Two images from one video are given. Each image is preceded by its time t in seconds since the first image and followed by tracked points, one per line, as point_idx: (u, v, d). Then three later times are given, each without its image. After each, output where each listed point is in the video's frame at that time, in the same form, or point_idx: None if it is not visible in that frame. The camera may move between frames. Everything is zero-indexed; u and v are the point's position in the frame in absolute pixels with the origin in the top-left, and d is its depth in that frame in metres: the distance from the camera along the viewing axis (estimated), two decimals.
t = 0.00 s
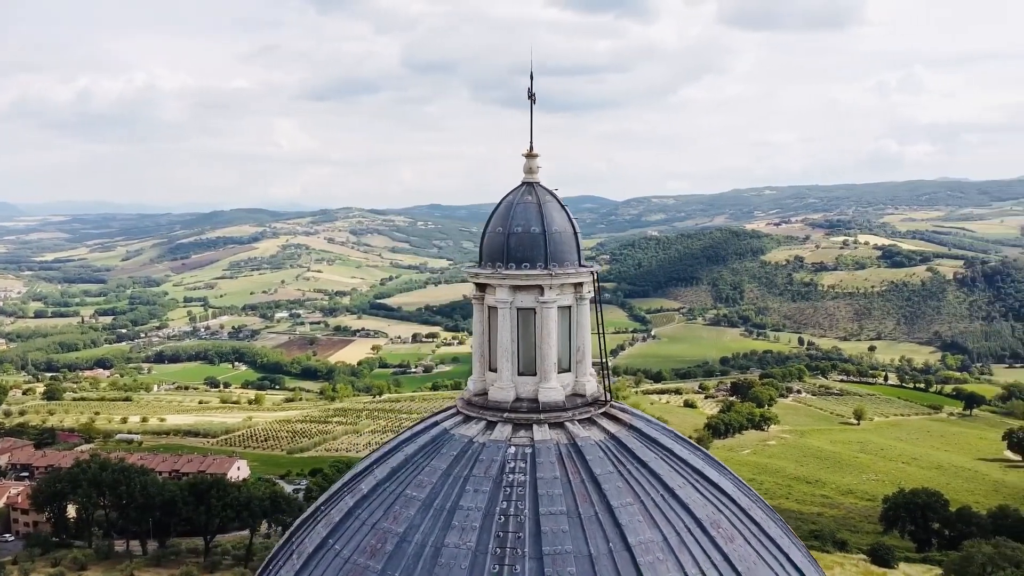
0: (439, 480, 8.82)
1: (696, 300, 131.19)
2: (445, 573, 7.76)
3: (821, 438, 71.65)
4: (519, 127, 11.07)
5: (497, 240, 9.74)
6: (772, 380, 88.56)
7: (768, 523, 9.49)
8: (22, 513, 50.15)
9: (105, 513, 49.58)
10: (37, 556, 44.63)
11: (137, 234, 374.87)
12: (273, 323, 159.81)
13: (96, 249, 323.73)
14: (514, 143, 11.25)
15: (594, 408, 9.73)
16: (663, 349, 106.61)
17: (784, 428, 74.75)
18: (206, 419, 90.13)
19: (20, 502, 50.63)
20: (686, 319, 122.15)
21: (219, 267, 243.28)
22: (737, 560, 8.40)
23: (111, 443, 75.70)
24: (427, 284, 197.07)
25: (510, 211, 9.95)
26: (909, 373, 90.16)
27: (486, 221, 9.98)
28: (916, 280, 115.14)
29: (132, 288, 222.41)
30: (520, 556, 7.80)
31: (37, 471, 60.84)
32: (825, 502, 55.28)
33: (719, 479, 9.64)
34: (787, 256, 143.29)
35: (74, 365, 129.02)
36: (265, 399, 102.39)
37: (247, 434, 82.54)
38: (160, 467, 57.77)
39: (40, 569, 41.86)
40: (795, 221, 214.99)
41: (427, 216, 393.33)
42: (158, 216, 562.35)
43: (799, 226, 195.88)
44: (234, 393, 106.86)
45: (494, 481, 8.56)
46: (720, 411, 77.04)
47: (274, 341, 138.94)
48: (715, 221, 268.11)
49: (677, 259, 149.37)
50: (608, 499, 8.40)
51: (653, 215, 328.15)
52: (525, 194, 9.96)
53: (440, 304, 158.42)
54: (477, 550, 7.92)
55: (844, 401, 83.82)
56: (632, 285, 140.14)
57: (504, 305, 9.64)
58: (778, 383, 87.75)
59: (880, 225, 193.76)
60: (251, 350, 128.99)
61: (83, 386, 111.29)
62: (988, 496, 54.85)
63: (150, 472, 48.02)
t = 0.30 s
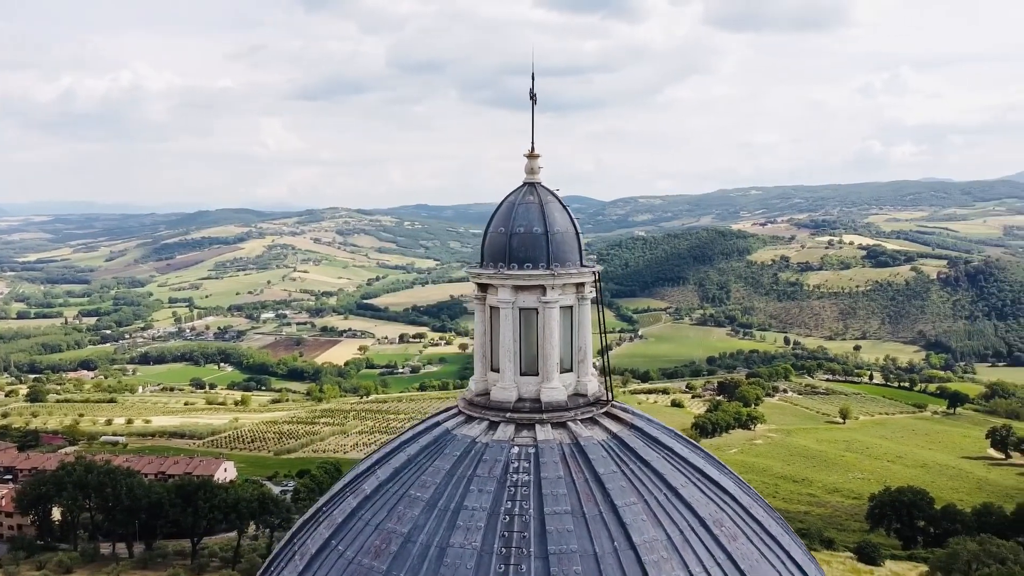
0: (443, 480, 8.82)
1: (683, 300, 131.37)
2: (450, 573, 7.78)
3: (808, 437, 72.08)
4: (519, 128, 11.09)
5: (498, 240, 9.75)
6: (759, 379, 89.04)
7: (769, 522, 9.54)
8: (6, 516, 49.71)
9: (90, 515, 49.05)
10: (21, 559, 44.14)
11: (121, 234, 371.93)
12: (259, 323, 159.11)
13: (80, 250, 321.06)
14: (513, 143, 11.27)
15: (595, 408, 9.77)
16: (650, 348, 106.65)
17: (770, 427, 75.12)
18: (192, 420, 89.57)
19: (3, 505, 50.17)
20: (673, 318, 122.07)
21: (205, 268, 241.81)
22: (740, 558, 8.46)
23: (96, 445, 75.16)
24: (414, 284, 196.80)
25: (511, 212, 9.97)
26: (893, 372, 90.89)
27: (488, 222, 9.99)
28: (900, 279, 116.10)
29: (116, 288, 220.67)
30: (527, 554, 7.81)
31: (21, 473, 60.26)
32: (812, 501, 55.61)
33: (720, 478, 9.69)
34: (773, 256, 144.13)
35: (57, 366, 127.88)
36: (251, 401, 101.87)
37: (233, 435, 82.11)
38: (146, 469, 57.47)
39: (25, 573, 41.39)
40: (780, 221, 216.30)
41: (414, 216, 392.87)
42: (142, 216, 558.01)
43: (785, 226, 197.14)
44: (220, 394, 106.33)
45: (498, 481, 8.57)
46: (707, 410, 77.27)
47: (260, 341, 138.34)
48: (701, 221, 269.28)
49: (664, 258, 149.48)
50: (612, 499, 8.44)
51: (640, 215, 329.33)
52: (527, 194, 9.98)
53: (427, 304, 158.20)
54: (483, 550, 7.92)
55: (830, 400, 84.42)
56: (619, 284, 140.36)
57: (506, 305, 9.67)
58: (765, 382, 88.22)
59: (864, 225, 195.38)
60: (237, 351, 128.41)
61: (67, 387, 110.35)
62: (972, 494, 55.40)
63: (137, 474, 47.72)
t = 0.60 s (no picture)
0: (447, 479, 8.82)
1: (670, 299, 131.42)
2: (457, 571, 7.77)
3: (794, 435, 72.53)
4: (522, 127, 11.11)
5: (500, 240, 9.76)
6: (745, 379, 89.51)
7: (770, 519, 9.60)
8: None
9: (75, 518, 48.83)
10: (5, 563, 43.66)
11: (104, 235, 368.75)
12: (245, 324, 158.33)
13: (63, 250, 318.32)
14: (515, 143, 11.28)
15: (598, 406, 9.80)
16: (637, 348, 106.28)
17: (757, 426, 75.55)
18: (178, 422, 88.95)
19: None
20: (660, 318, 121.75)
21: (191, 268, 240.28)
22: (745, 555, 8.51)
23: (80, 447, 74.56)
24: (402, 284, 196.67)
25: (513, 211, 9.98)
26: (878, 371, 91.67)
27: (490, 222, 9.99)
28: (884, 279, 117.02)
29: (100, 289, 218.80)
30: (531, 553, 7.84)
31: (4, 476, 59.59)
32: (799, 499, 55.97)
33: (721, 475, 9.74)
34: (758, 256, 144.98)
35: (40, 368, 126.66)
36: (237, 402, 101.34)
37: (219, 436, 81.69)
38: (132, 471, 57.09)
39: None
40: (766, 222, 217.67)
41: (401, 216, 392.39)
42: (127, 216, 554.09)
43: (771, 226, 198.37)
44: (205, 395, 105.86)
45: (503, 480, 8.57)
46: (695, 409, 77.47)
47: (246, 342, 137.67)
48: (688, 222, 270.64)
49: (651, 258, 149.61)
50: (616, 497, 8.46)
51: (627, 215, 330.54)
52: (529, 194, 9.99)
53: (415, 305, 157.93)
54: (488, 549, 7.93)
55: (817, 399, 84.96)
56: (606, 284, 140.93)
57: (508, 304, 9.68)
58: (751, 382, 88.64)
59: (849, 225, 196.95)
60: (223, 352, 127.74)
61: (50, 389, 109.30)
62: (956, 492, 55.92)
63: (124, 476, 47.33)
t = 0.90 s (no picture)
0: (451, 478, 8.82)
1: (657, 299, 131.36)
2: (462, 571, 7.78)
3: (780, 434, 72.95)
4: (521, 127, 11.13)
5: (502, 239, 9.77)
6: (732, 378, 89.83)
7: (770, 517, 9.66)
8: None
9: (60, 520, 48.54)
10: None
11: (87, 235, 365.66)
12: (231, 325, 157.48)
13: (46, 251, 315.36)
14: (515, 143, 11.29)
15: (600, 405, 9.82)
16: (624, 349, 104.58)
17: (743, 425, 75.87)
18: (164, 423, 88.32)
19: None
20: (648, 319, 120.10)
21: (176, 269, 238.52)
22: (746, 550, 8.58)
23: (64, 450, 73.93)
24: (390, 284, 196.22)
25: (515, 210, 10.00)
26: (864, 370, 92.37)
27: (492, 221, 10.00)
28: (869, 279, 117.77)
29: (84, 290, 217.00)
30: (537, 551, 7.86)
31: None
32: (786, 497, 56.28)
33: (722, 473, 9.78)
34: (744, 255, 145.76)
35: (23, 369, 125.45)
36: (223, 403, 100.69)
37: (206, 438, 81.20)
38: (117, 473, 56.69)
39: None
40: (752, 222, 218.87)
41: (388, 216, 391.66)
42: (110, 216, 550.12)
43: (757, 226, 199.46)
44: (191, 396, 105.35)
45: (507, 478, 8.59)
46: (682, 409, 77.61)
47: (232, 343, 136.93)
48: (675, 222, 271.68)
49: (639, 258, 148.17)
50: (621, 495, 8.49)
51: (615, 215, 331.51)
52: (531, 192, 10.01)
53: (402, 305, 157.59)
54: (494, 548, 7.94)
55: (803, 399, 85.44)
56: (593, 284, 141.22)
57: (510, 304, 9.69)
58: (738, 381, 89.03)
59: (833, 225, 198.27)
60: (208, 353, 126.98)
61: (32, 391, 108.29)
62: (940, 489, 56.43)
63: (110, 478, 46.88)
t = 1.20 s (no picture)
0: (455, 477, 8.84)
1: (644, 299, 131.80)
2: (468, 569, 7.81)
3: (767, 433, 73.38)
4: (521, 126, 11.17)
5: (504, 237, 9.79)
6: (718, 378, 90.23)
7: (770, 513, 9.74)
8: None
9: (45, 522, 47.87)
10: None
11: (69, 236, 362.09)
12: (216, 326, 156.52)
13: (28, 251, 312.06)
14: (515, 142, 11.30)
15: (602, 403, 9.88)
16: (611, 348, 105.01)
17: (730, 425, 76.23)
18: (149, 425, 87.67)
19: None
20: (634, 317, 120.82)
21: (161, 270, 236.75)
22: (749, 546, 8.65)
23: (48, 452, 73.25)
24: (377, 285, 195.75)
25: (516, 209, 10.02)
26: (849, 369, 93.06)
27: (493, 220, 10.02)
28: (854, 279, 118.64)
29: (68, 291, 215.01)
30: (543, 548, 7.90)
31: None
32: (773, 496, 56.61)
33: (722, 470, 9.85)
34: (730, 256, 146.48)
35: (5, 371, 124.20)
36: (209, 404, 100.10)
37: (192, 439, 80.73)
38: (102, 475, 56.24)
39: None
40: (737, 222, 220.01)
41: (376, 217, 390.69)
42: (93, 215, 545.51)
43: (743, 226, 200.48)
44: (177, 398, 104.74)
45: (511, 476, 8.63)
46: (670, 408, 77.82)
47: (218, 344, 136.09)
48: (662, 222, 272.56)
49: (625, 259, 149.83)
50: (625, 492, 8.55)
51: (602, 216, 332.27)
52: (532, 191, 10.04)
53: (389, 306, 157.23)
54: (500, 545, 7.97)
55: (789, 398, 85.93)
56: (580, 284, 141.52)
57: (512, 302, 9.73)
58: (725, 381, 89.46)
59: (818, 225, 199.66)
60: (194, 354, 126.11)
61: (15, 392, 107.19)
62: (926, 487, 56.94)
63: (96, 480, 46.47)
